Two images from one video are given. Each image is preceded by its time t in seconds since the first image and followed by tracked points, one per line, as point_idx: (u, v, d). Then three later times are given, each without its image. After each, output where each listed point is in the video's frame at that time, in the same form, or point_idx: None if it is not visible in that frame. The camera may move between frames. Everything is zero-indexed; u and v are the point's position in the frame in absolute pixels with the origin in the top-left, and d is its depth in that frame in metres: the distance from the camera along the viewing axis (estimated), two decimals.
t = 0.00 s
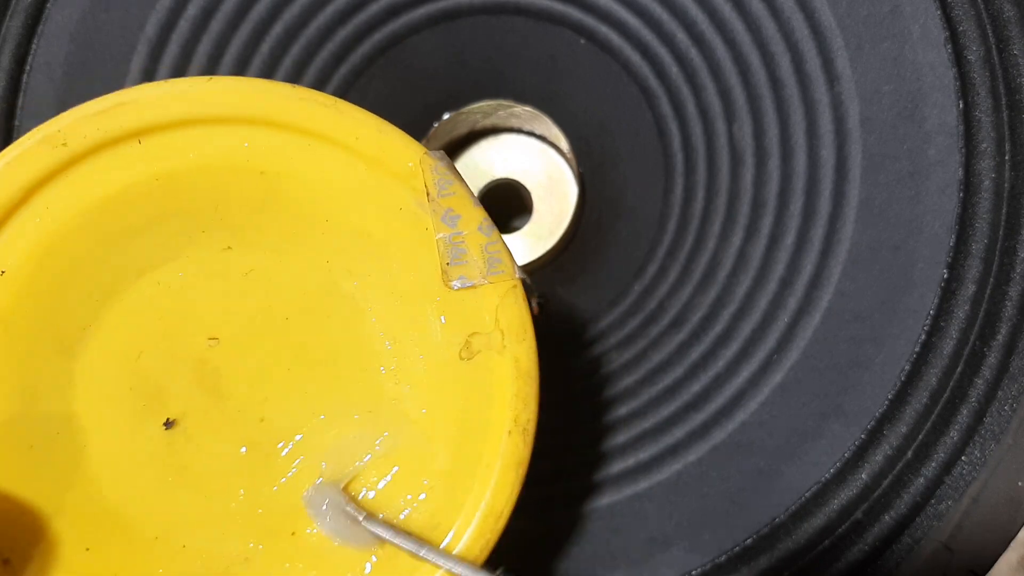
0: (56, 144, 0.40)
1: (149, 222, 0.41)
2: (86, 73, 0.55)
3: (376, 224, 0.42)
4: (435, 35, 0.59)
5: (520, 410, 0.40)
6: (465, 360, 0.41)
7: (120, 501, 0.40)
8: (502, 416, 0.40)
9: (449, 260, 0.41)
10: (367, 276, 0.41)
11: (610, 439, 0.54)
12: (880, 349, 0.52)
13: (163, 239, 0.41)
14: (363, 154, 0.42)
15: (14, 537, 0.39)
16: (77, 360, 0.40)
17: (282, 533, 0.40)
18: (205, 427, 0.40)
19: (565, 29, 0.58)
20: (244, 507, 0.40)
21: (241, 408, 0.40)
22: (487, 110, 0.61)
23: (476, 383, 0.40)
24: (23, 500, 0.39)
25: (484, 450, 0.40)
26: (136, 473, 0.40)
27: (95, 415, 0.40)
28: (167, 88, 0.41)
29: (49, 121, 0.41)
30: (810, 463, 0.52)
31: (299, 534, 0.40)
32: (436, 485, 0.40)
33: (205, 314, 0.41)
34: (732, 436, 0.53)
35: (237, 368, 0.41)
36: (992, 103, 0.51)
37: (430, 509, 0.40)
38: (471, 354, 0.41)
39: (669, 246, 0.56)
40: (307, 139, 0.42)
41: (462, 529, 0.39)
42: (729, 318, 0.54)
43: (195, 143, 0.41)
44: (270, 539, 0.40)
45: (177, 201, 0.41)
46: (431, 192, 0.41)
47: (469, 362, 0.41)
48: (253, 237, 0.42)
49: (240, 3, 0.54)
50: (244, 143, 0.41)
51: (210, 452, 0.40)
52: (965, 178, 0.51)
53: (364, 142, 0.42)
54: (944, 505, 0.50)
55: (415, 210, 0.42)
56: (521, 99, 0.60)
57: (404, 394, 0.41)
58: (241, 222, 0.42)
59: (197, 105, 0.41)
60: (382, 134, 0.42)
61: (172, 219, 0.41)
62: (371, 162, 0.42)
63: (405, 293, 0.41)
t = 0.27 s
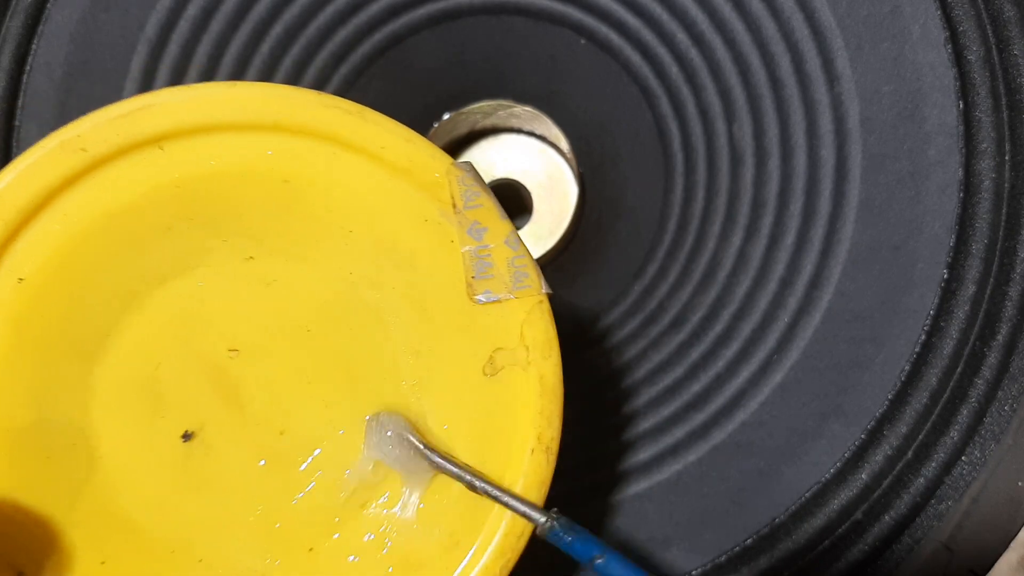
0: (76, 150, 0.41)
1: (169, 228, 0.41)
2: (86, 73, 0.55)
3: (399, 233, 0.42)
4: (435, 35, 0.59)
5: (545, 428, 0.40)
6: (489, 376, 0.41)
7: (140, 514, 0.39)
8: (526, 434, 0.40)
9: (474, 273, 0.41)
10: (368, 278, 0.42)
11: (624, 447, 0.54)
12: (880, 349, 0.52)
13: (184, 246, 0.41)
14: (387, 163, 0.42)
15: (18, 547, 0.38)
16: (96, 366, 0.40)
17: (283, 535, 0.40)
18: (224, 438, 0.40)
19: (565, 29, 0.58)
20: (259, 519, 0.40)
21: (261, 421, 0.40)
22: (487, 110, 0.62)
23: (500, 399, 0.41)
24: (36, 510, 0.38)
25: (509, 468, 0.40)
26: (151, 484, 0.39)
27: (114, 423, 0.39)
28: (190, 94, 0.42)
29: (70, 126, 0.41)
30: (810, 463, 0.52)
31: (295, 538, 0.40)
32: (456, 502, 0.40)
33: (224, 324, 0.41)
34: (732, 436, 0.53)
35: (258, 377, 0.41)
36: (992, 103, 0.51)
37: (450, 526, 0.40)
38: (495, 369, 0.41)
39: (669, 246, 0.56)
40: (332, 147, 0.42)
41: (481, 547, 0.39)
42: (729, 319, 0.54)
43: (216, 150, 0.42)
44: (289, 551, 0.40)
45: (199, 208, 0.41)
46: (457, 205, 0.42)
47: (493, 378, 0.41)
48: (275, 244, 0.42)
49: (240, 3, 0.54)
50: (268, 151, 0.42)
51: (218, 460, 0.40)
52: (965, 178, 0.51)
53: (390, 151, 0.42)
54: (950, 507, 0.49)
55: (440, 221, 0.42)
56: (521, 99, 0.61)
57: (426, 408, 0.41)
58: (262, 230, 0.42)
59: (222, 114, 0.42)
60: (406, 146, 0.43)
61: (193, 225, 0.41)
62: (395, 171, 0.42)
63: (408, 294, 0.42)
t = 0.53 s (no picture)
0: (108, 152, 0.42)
1: (195, 228, 0.42)
2: (86, 73, 0.55)
3: (416, 239, 0.43)
4: (435, 35, 0.59)
5: (553, 434, 0.41)
6: (499, 380, 0.41)
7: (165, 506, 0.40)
8: (535, 439, 0.41)
9: (487, 279, 0.42)
10: (378, 279, 0.42)
11: (628, 448, 0.54)
12: (880, 349, 0.52)
13: (209, 248, 0.42)
14: (406, 171, 0.44)
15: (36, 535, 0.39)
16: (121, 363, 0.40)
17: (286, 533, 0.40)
18: (245, 435, 0.40)
19: (565, 29, 0.58)
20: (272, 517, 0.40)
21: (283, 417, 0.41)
22: (487, 110, 0.62)
23: (511, 403, 0.41)
24: (59, 497, 0.39)
25: (517, 471, 0.41)
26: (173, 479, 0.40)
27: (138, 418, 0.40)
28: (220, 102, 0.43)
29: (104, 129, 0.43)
30: (810, 463, 0.52)
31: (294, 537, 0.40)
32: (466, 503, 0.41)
33: (245, 323, 0.41)
34: (732, 436, 0.53)
35: (278, 376, 0.41)
36: (992, 103, 0.51)
37: (460, 527, 0.40)
38: (506, 374, 0.42)
39: (669, 246, 0.56)
40: (354, 155, 0.43)
41: (490, 548, 0.40)
42: (729, 319, 0.54)
43: (242, 156, 0.43)
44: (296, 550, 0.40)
45: (224, 210, 0.42)
46: (472, 212, 0.43)
47: (504, 382, 0.41)
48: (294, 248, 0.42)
49: (240, 3, 0.54)
50: (292, 158, 0.43)
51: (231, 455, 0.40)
52: (965, 178, 0.51)
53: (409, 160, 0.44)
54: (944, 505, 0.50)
55: (455, 228, 0.43)
56: (521, 99, 0.61)
57: (439, 411, 0.41)
58: (283, 234, 0.42)
59: (250, 122, 0.43)
60: (426, 154, 0.44)
61: (217, 227, 0.42)
62: (415, 179, 0.44)
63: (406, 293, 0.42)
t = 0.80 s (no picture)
0: (140, 161, 0.42)
1: (219, 239, 0.41)
2: (86, 73, 0.55)
3: (444, 251, 0.42)
4: (435, 34, 0.59)
5: (579, 448, 0.40)
6: (526, 394, 0.40)
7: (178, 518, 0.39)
8: (561, 453, 0.40)
9: (514, 291, 0.41)
10: (408, 292, 0.41)
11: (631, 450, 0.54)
12: (880, 349, 0.52)
13: (236, 258, 0.41)
14: (437, 183, 0.42)
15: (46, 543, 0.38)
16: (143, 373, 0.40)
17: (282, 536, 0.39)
18: (263, 447, 0.39)
19: (565, 29, 0.58)
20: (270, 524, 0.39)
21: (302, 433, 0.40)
22: (487, 110, 0.62)
23: (538, 418, 0.40)
24: (72, 503, 0.39)
25: (542, 486, 0.40)
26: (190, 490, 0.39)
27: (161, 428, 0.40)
28: (250, 111, 0.43)
29: (134, 137, 0.42)
30: (810, 463, 0.52)
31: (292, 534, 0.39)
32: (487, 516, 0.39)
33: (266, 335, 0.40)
34: (732, 436, 0.53)
35: (299, 388, 0.40)
36: (992, 103, 0.51)
37: (479, 539, 0.39)
38: (532, 387, 0.40)
39: (669, 246, 0.56)
40: (385, 167, 0.42)
41: (510, 562, 0.39)
42: (729, 318, 0.54)
43: (274, 168, 0.42)
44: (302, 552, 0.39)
45: (251, 221, 0.42)
46: (502, 225, 0.42)
47: (531, 396, 0.40)
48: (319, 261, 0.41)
49: (240, 3, 0.54)
50: (321, 169, 0.42)
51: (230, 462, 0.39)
52: (965, 178, 0.51)
53: (442, 173, 0.42)
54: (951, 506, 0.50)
55: (483, 240, 0.42)
56: (522, 99, 0.61)
57: (463, 424, 0.40)
58: (311, 247, 0.42)
59: (279, 130, 0.42)
60: (459, 167, 0.43)
61: (243, 239, 0.41)
62: (446, 192, 0.42)
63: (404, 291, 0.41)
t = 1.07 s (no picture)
0: (88, 134, 0.41)
1: (173, 213, 0.41)
2: (86, 73, 0.55)
3: (404, 229, 0.42)
4: (435, 35, 0.59)
5: (541, 424, 0.41)
6: (487, 369, 0.41)
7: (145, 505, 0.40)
8: (522, 428, 0.41)
9: (474, 267, 0.42)
10: (366, 266, 0.42)
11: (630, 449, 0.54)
12: (880, 349, 0.52)
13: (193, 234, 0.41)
14: (393, 155, 0.43)
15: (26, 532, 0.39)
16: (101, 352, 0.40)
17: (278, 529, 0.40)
18: (229, 425, 0.40)
19: (565, 29, 0.58)
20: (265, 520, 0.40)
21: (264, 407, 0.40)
22: (487, 110, 0.62)
23: (498, 393, 0.41)
24: (38, 488, 0.39)
25: (503, 461, 0.41)
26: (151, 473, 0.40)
27: (118, 407, 0.40)
28: (200, 82, 0.42)
29: (80, 111, 0.42)
30: (810, 464, 0.52)
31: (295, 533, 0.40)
32: (454, 493, 0.41)
33: (230, 312, 0.41)
34: (732, 436, 0.53)
35: (266, 367, 0.41)
36: (992, 103, 0.51)
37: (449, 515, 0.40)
38: (493, 363, 0.41)
39: (669, 246, 0.56)
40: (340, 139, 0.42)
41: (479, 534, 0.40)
42: (729, 318, 0.54)
43: (226, 141, 0.42)
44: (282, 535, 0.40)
45: (207, 195, 0.42)
46: (460, 199, 0.42)
47: (491, 371, 0.41)
48: (279, 236, 0.42)
49: (240, 3, 0.54)
50: (277, 142, 0.42)
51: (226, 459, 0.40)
52: (965, 178, 0.51)
53: (396, 144, 0.42)
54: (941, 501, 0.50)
55: (443, 215, 0.42)
56: (522, 99, 0.61)
57: (424, 401, 0.41)
58: (267, 220, 0.42)
59: (233, 103, 0.42)
60: (414, 139, 0.43)
61: (198, 213, 0.41)
62: (402, 164, 0.43)
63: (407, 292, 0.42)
